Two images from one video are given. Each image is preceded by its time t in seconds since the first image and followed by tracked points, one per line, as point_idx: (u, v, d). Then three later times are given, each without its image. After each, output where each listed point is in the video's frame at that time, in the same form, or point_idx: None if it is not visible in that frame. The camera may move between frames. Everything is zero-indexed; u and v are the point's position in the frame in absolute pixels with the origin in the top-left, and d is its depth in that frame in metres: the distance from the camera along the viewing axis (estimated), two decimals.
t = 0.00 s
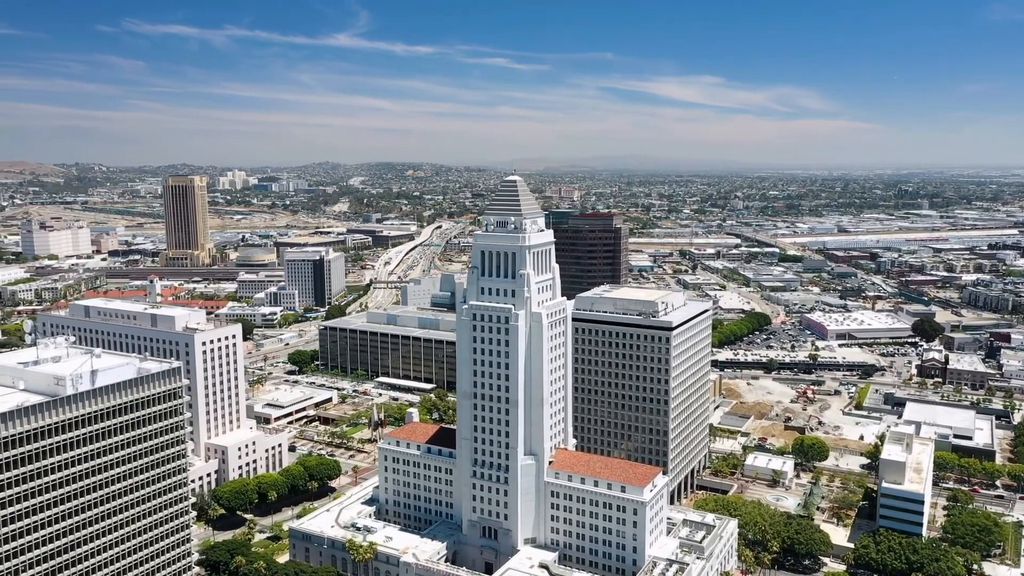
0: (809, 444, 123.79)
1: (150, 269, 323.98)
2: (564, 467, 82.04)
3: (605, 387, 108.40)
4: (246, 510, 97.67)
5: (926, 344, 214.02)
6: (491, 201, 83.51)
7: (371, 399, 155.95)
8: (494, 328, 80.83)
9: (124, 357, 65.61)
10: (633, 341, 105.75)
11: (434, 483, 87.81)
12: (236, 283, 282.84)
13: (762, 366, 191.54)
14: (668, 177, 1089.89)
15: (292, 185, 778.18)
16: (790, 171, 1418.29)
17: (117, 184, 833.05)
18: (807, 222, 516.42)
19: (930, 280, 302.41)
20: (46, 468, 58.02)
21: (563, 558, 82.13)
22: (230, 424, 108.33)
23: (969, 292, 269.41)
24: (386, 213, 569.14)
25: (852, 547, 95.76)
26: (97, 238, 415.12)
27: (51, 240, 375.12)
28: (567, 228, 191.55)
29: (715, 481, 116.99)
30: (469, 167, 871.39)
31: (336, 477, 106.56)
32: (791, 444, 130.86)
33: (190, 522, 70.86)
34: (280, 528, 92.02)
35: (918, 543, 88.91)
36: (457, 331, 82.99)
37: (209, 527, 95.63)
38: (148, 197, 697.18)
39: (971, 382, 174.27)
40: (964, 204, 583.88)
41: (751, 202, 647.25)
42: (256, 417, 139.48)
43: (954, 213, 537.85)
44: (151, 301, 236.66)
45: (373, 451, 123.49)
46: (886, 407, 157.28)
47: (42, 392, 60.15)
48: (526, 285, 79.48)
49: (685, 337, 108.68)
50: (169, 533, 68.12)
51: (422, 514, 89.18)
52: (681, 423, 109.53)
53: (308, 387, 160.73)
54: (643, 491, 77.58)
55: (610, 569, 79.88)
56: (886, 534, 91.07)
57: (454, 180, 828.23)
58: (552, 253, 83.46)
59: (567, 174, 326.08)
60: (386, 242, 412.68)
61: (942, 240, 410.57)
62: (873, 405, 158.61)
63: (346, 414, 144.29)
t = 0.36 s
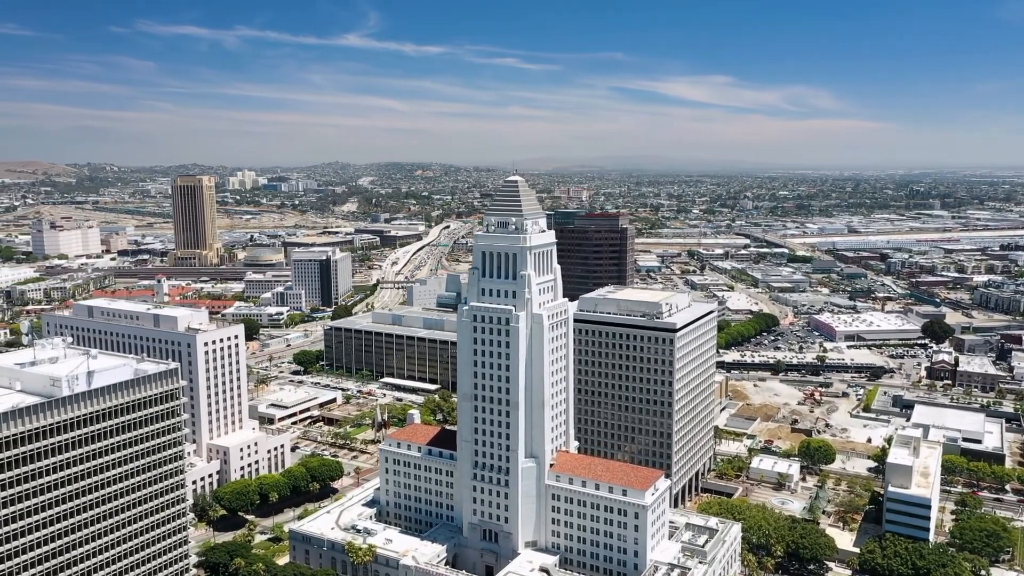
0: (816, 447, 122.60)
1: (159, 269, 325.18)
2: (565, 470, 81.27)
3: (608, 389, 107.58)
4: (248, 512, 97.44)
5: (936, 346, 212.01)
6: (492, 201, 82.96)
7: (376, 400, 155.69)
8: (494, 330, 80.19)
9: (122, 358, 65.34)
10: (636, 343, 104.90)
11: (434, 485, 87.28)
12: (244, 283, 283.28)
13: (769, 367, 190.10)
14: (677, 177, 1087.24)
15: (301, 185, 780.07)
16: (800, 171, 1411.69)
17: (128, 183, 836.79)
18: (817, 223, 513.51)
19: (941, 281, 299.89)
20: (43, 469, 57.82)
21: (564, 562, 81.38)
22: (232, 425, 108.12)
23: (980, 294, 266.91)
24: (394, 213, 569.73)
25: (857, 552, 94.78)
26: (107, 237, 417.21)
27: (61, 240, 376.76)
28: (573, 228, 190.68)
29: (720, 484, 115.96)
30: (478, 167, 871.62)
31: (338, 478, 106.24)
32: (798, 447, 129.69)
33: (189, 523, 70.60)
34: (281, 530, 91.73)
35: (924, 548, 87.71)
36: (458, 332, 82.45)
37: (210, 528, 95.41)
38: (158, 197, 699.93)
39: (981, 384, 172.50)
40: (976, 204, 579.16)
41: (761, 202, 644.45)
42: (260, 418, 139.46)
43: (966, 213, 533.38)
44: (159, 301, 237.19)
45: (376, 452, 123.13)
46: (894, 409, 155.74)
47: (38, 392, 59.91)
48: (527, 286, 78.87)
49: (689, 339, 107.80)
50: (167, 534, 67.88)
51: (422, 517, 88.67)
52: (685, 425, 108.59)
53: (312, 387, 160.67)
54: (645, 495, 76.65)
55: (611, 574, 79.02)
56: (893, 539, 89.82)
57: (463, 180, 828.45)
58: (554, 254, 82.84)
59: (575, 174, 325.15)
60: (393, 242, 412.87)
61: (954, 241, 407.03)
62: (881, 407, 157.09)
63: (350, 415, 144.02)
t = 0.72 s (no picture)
0: (822, 450, 121.19)
1: (167, 269, 326.29)
2: (566, 473, 80.53)
3: (612, 391, 106.80)
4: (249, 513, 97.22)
5: (946, 348, 210.01)
6: (493, 202, 82.37)
7: (380, 400, 155.39)
8: (495, 331, 79.64)
9: (120, 359, 65.07)
10: (640, 344, 104.09)
11: (435, 487, 86.80)
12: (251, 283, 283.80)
13: (776, 369, 188.78)
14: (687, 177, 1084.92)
15: (310, 185, 781.78)
16: (810, 171, 1406.45)
17: (138, 184, 840.48)
18: (826, 223, 510.73)
19: (951, 282, 297.44)
20: (39, 471, 57.62)
21: (565, 565, 80.70)
22: (235, 425, 107.94)
23: (991, 295, 264.54)
24: (402, 213, 570.18)
25: (863, 556, 93.69)
26: (116, 237, 419.11)
27: (71, 240, 378.37)
28: (579, 229, 189.88)
29: (725, 487, 114.99)
30: (486, 167, 871.94)
31: (340, 479, 105.89)
32: (804, 449, 128.52)
33: (187, 525, 70.29)
34: (282, 531, 91.75)
35: (931, 553, 86.48)
36: (459, 334, 81.93)
37: (212, 529, 95.28)
38: (168, 197, 702.44)
39: (991, 387, 170.70)
40: (988, 205, 575.05)
41: (770, 202, 641.68)
42: (264, 418, 139.46)
43: (978, 214, 529.46)
44: (166, 301, 237.88)
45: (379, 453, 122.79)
46: (902, 412, 154.25)
47: (35, 394, 59.61)
48: (527, 287, 78.30)
49: (693, 341, 106.92)
50: (165, 536, 67.58)
51: (423, 519, 88.17)
52: (689, 427, 107.72)
53: (317, 387, 160.58)
54: (646, 498, 75.82)
55: None
56: (899, 544, 88.60)
57: (472, 180, 828.70)
58: (555, 254, 82.26)
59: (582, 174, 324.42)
60: (401, 242, 413.01)
61: (965, 242, 403.92)
62: (889, 410, 155.60)
63: (354, 416, 143.75)
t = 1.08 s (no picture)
0: (829, 453, 120.09)
1: (176, 268, 327.43)
2: (567, 476, 79.85)
3: (616, 393, 105.96)
4: (251, 514, 97.00)
5: (956, 350, 207.98)
6: (494, 203, 81.69)
7: (384, 401, 155.06)
8: (496, 333, 79.01)
9: (117, 360, 64.92)
10: (644, 346, 103.28)
11: (437, 489, 86.33)
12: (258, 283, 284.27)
13: (784, 370, 187.38)
14: (696, 176, 1082.02)
15: (320, 185, 783.66)
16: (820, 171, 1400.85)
17: (149, 184, 844.79)
18: (836, 223, 507.61)
19: (962, 283, 294.90)
20: (36, 472, 57.37)
21: (566, 569, 80.01)
22: (237, 426, 107.82)
23: (1002, 296, 261.92)
24: (411, 213, 570.66)
25: (869, 561, 92.56)
26: (126, 237, 421.13)
27: (81, 240, 380.23)
28: (585, 229, 189.05)
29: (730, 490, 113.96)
30: (495, 167, 872.06)
31: (342, 480, 105.58)
32: (811, 452, 127.30)
33: (186, 527, 70.00)
34: (283, 534, 91.77)
35: (938, 558, 85.26)
36: (460, 335, 81.40)
37: (213, 531, 95.16)
38: (178, 197, 705.42)
39: (1001, 389, 168.83)
40: (1001, 205, 570.29)
41: (780, 202, 638.37)
42: (268, 418, 139.53)
43: (990, 214, 525.07)
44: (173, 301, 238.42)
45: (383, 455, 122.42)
46: (911, 414, 152.64)
47: (31, 395, 59.54)
48: (529, 289, 77.75)
49: (698, 343, 105.93)
50: (163, 537, 67.28)
51: (425, 521, 87.64)
52: (694, 429, 106.87)
53: (322, 387, 160.44)
54: (648, 502, 75.06)
55: None
56: (906, 549, 87.39)
57: (481, 180, 828.75)
58: (557, 255, 81.64)
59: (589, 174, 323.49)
60: (409, 242, 413.15)
61: (977, 242, 400.47)
62: (898, 412, 154.02)
63: (358, 416, 143.52)
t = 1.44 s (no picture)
0: (835, 456, 118.84)
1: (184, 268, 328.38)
2: (568, 478, 79.22)
3: (619, 394, 105.18)
4: (252, 515, 96.88)
5: (967, 352, 205.90)
6: (495, 204, 81.14)
7: (389, 401, 154.63)
8: (497, 334, 78.38)
9: (114, 361, 64.82)
10: (648, 348, 102.45)
11: (437, 492, 85.83)
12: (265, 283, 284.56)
13: (791, 372, 185.91)
14: (706, 176, 1078.84)
15: (329, 185, 785.22)
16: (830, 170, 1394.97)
17: (160, 184, 848.52)
18: (847, 224, 504.32)
19: (974, 284, 292.12)
20: (31, 474, 57.04)
21: (567, 572, 79.30)
22: (239, 426, 107.62)
23: (1014, 298, 259.29)
24: (419, 213, 570.88)
25: (874, 566, 91.40)
26: (135, 237, 422.66)
27: (90, 239, 381.79)
28: (591, 230, 188.26)
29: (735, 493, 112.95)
30: (504, 167, 871.81)
31: (345, 482, 105.46)
32: (817, 454, 126.05)
33: (183, 530, 69.69)
34: (284, 535, 91.53)
35: (945, 564, 84.09)
36: (461, 337, 80.86)
37: (215, 531, 95.15)
38: (188, 197, 707.85)
39: (1012, 392, 166.85)
40: (1013, 205, 565.53)
41: (790, 202, 634.87)
42: (272, 419, 139.43)
43: (1003, 214, 520.64)
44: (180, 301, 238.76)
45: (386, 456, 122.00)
46: (920, 417, 151.02)
47: (27, 396, 59.45)
48: (530, 289, 77.15)
49: (703, 344, 105.05)
50: (159, 540, 66.84)
51: (426, 523, 87.14)
52: (698, 432, 106.01)
53: (326, 388, 160.17)
54: (649, 505, 74.33)
55: None
56: (912, 555, 86.28)
57: (490, 180, 828.50)
58: (559, 256, 81.14)
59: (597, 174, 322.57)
60: (417, 242, 413.07)
61: (989, 243, 397.02)
62: (907, 414, 152.40)
63: (362, 417, 143.20)
